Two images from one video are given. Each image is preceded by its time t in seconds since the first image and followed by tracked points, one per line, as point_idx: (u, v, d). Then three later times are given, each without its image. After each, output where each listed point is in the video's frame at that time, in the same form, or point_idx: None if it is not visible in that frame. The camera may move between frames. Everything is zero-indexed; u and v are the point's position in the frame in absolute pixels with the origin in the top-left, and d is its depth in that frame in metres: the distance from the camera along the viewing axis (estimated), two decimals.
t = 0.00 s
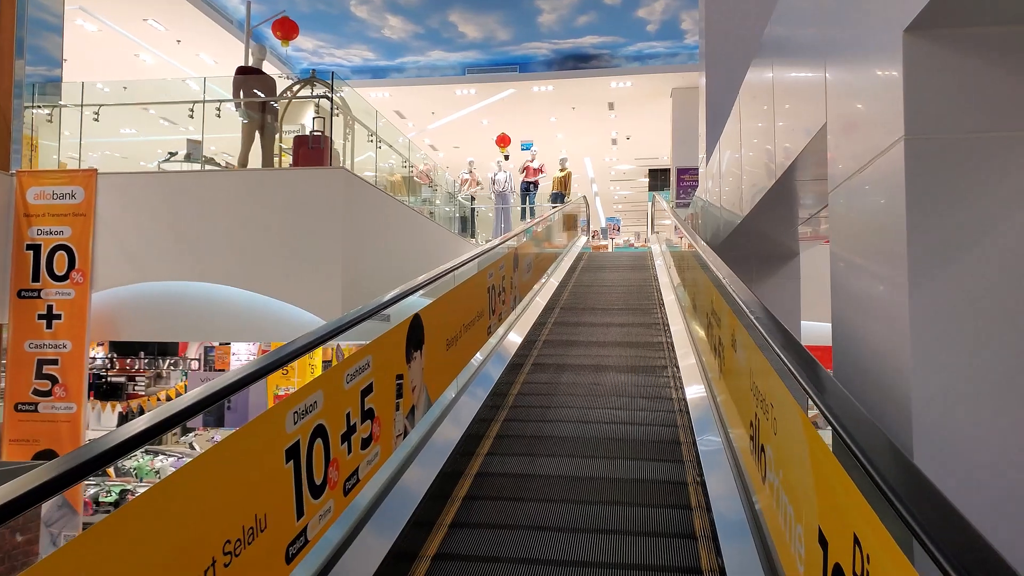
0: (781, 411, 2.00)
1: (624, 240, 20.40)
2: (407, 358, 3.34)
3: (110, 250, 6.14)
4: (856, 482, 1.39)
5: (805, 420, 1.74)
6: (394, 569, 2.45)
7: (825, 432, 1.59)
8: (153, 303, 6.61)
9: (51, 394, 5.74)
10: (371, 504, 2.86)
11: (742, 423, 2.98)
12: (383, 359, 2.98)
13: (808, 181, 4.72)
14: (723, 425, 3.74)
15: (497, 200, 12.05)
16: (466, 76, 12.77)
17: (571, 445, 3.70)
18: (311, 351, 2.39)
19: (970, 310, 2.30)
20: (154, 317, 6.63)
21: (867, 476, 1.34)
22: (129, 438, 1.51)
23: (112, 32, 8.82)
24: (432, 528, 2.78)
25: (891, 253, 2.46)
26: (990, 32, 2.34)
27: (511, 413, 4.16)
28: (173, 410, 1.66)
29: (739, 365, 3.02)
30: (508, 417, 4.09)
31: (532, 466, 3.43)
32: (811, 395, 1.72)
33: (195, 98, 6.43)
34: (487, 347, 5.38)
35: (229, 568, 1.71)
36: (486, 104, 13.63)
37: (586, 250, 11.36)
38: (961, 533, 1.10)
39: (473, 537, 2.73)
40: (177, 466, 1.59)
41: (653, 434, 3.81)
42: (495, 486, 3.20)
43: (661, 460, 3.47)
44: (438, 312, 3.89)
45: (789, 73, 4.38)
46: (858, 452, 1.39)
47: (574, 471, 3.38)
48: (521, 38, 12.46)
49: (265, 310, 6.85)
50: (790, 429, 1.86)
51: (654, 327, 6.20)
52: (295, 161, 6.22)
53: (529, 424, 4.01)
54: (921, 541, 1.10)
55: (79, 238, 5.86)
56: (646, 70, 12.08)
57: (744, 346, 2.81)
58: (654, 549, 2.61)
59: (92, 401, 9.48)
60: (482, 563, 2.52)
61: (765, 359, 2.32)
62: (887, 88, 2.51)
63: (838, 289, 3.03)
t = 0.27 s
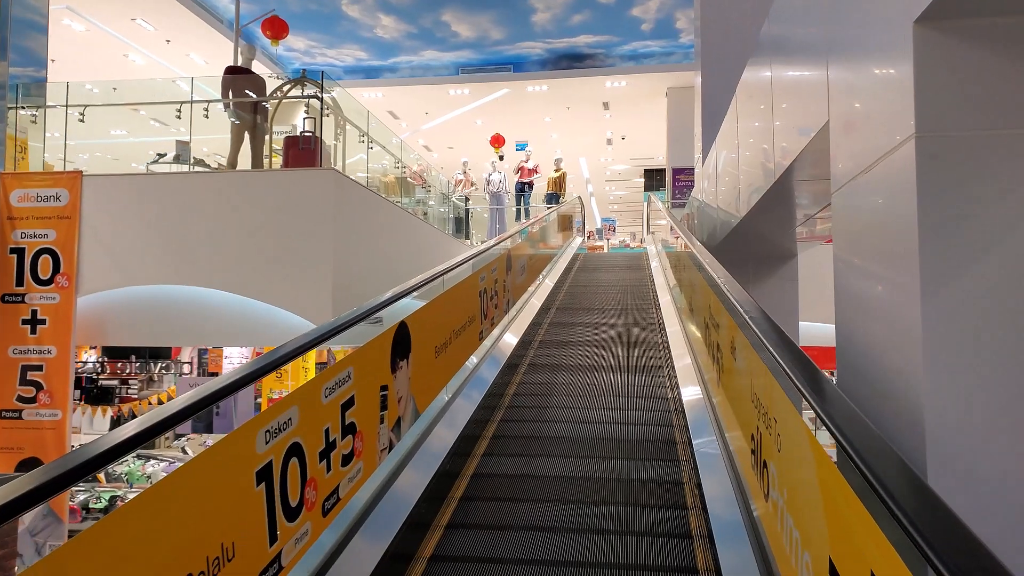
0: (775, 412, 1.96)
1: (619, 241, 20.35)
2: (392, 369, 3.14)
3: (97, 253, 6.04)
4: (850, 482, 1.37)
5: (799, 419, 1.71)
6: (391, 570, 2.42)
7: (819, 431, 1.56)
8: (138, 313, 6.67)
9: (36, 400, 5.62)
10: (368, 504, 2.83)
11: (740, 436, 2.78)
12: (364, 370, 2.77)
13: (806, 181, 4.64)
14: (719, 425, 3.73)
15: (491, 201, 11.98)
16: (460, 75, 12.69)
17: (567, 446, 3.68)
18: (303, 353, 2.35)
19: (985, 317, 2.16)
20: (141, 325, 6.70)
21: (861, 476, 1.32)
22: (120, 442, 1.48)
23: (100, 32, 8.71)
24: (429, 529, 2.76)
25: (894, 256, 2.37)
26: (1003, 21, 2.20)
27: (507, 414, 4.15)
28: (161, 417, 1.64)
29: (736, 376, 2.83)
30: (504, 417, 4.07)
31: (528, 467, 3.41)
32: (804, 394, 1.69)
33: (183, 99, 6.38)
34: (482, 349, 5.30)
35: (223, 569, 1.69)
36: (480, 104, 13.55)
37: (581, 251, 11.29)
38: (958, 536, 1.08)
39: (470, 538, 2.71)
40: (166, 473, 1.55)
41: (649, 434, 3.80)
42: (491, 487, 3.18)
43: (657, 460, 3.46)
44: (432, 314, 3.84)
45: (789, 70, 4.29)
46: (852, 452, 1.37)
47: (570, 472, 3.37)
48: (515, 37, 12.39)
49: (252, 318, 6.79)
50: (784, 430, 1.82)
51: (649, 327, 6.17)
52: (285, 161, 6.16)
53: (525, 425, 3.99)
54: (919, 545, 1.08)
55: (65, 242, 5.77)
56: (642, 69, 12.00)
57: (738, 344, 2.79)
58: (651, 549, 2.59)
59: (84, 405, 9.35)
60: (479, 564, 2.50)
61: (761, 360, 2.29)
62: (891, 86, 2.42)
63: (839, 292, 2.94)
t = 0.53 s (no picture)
0: (771, 415, 1.92)
1: (615, 241, 20.29)
2: (376, 379, 2.91)
3: (84, 259, 6.00)
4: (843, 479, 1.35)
5: (794, 419, 1.68)
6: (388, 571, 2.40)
7: (814, 431, 1.53)
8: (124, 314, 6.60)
9: (21, 407, 5.51)
10: (364, 506, 2.81)
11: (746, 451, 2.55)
12: (344, 383, 2.53)
13: (804, 180, 4.56)
14: (716, 424, 3.71)
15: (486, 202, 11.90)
16: (453, 75, 12.61)
17: (564, 446, 3.67)
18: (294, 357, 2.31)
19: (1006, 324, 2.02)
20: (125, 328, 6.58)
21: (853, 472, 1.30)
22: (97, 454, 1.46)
23: (88, 32, 8.61)
24: (425, 530, 2.75)
25: (899, 258, 2.29)
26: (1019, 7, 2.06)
27: (503, 414, 4.13)
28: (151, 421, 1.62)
29: (739, 386, 2.62)
30: (500, 418, 4.06)
31: (524, 467, 3.41)
32: (800, 395, 1.66)
33: (170, 99, 6.30)
34: (477, 351, 5.23)
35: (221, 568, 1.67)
36: (473, 104, 13.48)
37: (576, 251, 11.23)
38: (950, 531, 1.06)
39: (466, 539, 2.70)
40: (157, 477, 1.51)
41: (645, 433, 3.78)
42: (488, 487, 3.17)
43: (654, 460, 3.45)
44: (427, 316, 3.79)
45: (787, 68, 4.21)
46: (845, 448, 1.35)
47: (567, 471, 3.36)
48: (508, 36, 12.32)
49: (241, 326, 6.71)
50: (782, 433, 1.79)
51: (646, 326, 6.13)
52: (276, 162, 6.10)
53: (521, 425, 3.98)
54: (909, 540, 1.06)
55: (50, 245, 5.67)
56: (636, 68, 11.94)
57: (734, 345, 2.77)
58: (647, 548, 2.58)
59: (76, 410, 9.30)
60: (475, 565, 2.49)
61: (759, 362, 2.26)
62: (896, 83, 2.34)
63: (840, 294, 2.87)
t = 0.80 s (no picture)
0: (768, 416, 1.90)
1: (610, 242, 20.25)
2: (361, 390, 2.70)
3: (72, 260, 5.93)
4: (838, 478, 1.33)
5: (789, 419, 1.66)
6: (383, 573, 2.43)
7: (807, 431, 1.52)
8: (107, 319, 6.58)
9: (3, 412, 5.39)
10: (359, 507, 2.82)
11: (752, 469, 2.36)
12: (324, 398, 2.30)
13: (805, 181, 4.49)
14: (711, 424, 3.71)
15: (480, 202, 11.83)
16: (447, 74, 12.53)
17: (559, 446, 3.68)
18: (285, 358, 2.30)
19: None
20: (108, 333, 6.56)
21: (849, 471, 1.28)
22: (91, 454, 1.44)
23: (75, 30, 8.49)
24: (420, 531, 2.77)
25: (903, 263, 2.24)
26: None
27: (497, 414, 4.14)
28: (141, 424, 1.61)
29: (741, 397, 2.43)
30: (495, 418, 4.07)
31: (520, 467, 3.42)
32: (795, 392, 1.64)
33: (157, 98, 6.21)
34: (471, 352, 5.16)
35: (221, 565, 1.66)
36: (467, 104, 13.39)
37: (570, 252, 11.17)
38: (945, 530, 1.05)
39: (462, 539, 2.72)
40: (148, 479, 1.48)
41: (640, 434, 3.80)
42: (483, 488, 3.19)
43: (648, 460, 3.47)
44: (420, 317, 3.75)
45: (787, 68, 4.15)
46: (837, 446, 1.34)
47: (562, 472, 3.37)
48: (502, 35, 12.24)
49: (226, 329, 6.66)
50: (777, 437, 1.77)
51: (641, 326, 6.11)
52: (266, 161, 6.00)
53: (516, 425, 3.99)
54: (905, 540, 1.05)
55: (33, 245, 5.55)
56: (631, 67, 11.88)
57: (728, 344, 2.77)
58: (642, 549, 2.60)
59: (65, 412, 9.17)
60: (471, 565, 2.51)
61: (753, 364, 2.24)
62: (902, 83, 2.27)
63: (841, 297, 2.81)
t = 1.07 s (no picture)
0: (768, 425, 1.89)
1: (605, 242, 20.19)
2: (341, 401, 2.61)
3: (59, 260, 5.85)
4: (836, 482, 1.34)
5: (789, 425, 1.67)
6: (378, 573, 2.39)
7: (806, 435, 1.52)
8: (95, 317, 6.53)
9: None
10: (354, 507, 2.79)
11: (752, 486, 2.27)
12: (299, 415, 2.19)
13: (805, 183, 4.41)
14: (706, 425, 3.68)
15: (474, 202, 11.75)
16: (440, 72, 12.45)
17: (554, 446, 3.65)
18: (277, 360, 2.27)
19: None
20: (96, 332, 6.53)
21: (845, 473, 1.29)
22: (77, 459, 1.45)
23: (63, 26, 8.37)
24: (414, 531, 2.73)
25: (905, 264, 2.18)
26: None
27: (491, 415, 4.10)
28: (128, 428, 1.62)
29: (739, 410, 2.34)
30: (491, 418, 4.04)
31: (515, 467, 3.39)
32: (795, 399, 1.65)
33: (142, 95, 6.10)
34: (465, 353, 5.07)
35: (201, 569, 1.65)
36: (461, 103, 13.31)
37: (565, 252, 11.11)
38: (946, 533, 1.05)
39: (457, 539, 2.69)
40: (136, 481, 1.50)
41: (635, 434, 3.77)
42: (478, 488, 3.16)
43: (644, 460, 3.44)
44: (413, 318, 3.72)
45: (785, 67, 4.08)
46: (835, 450, 1.35)
47: (557, 472, 3.34)
48: (497, 33, 12.17)
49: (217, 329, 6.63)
50: (779, 446, 1.74)
51: (636, 326, 6.08)
52: (257, 161, 5.91)
53: (511, 425, 3.96)
54: (902, 541, 1.06)
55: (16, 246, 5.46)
56: (626, 66, 11.82)
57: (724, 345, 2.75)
58: (638, 549, 2.58)
59: (53, 413, 9.06)
60: (465, 565, 2.48)
61: (751, 367, 2.19)
62: (903, 85, 2.21)
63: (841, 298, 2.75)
